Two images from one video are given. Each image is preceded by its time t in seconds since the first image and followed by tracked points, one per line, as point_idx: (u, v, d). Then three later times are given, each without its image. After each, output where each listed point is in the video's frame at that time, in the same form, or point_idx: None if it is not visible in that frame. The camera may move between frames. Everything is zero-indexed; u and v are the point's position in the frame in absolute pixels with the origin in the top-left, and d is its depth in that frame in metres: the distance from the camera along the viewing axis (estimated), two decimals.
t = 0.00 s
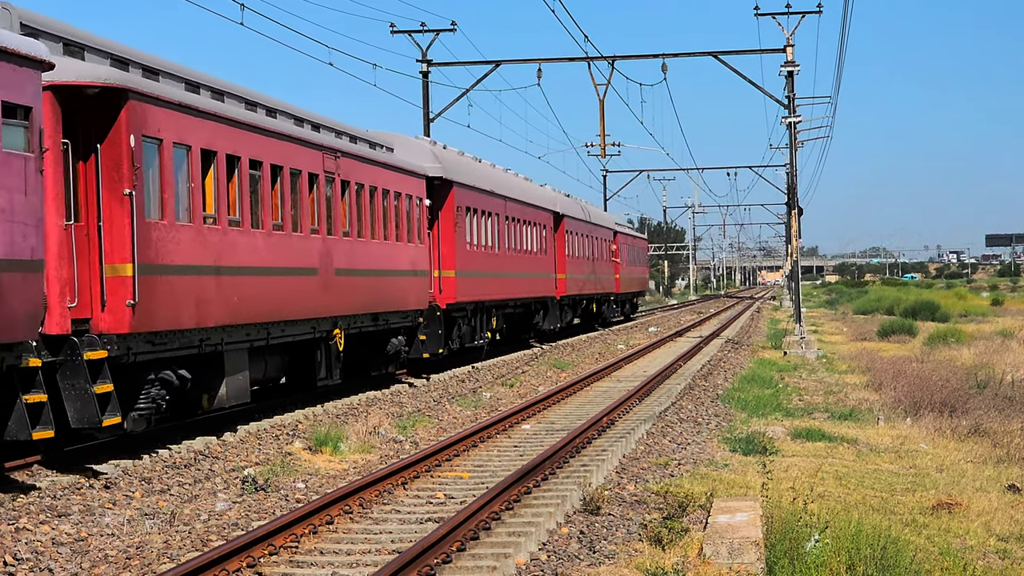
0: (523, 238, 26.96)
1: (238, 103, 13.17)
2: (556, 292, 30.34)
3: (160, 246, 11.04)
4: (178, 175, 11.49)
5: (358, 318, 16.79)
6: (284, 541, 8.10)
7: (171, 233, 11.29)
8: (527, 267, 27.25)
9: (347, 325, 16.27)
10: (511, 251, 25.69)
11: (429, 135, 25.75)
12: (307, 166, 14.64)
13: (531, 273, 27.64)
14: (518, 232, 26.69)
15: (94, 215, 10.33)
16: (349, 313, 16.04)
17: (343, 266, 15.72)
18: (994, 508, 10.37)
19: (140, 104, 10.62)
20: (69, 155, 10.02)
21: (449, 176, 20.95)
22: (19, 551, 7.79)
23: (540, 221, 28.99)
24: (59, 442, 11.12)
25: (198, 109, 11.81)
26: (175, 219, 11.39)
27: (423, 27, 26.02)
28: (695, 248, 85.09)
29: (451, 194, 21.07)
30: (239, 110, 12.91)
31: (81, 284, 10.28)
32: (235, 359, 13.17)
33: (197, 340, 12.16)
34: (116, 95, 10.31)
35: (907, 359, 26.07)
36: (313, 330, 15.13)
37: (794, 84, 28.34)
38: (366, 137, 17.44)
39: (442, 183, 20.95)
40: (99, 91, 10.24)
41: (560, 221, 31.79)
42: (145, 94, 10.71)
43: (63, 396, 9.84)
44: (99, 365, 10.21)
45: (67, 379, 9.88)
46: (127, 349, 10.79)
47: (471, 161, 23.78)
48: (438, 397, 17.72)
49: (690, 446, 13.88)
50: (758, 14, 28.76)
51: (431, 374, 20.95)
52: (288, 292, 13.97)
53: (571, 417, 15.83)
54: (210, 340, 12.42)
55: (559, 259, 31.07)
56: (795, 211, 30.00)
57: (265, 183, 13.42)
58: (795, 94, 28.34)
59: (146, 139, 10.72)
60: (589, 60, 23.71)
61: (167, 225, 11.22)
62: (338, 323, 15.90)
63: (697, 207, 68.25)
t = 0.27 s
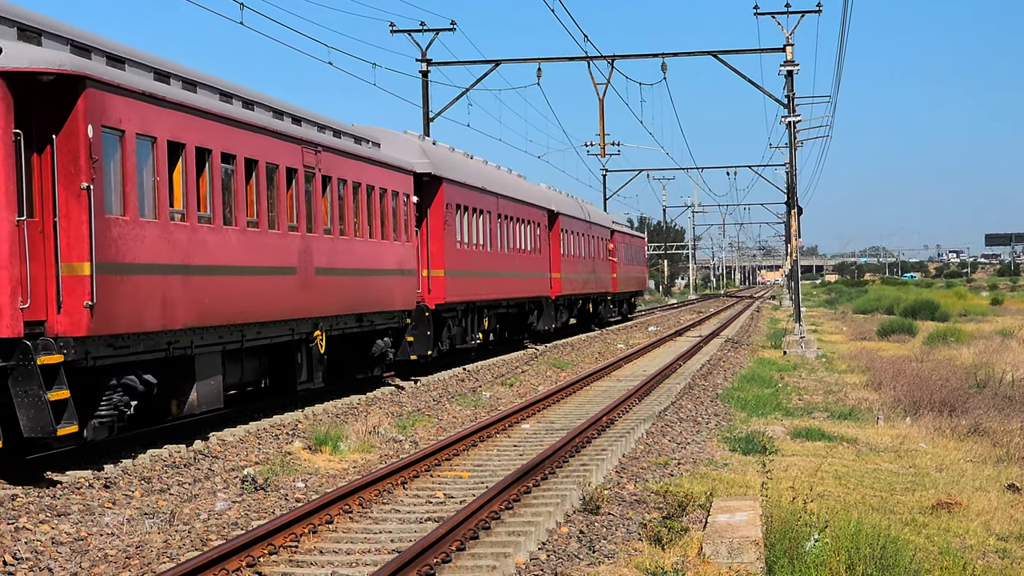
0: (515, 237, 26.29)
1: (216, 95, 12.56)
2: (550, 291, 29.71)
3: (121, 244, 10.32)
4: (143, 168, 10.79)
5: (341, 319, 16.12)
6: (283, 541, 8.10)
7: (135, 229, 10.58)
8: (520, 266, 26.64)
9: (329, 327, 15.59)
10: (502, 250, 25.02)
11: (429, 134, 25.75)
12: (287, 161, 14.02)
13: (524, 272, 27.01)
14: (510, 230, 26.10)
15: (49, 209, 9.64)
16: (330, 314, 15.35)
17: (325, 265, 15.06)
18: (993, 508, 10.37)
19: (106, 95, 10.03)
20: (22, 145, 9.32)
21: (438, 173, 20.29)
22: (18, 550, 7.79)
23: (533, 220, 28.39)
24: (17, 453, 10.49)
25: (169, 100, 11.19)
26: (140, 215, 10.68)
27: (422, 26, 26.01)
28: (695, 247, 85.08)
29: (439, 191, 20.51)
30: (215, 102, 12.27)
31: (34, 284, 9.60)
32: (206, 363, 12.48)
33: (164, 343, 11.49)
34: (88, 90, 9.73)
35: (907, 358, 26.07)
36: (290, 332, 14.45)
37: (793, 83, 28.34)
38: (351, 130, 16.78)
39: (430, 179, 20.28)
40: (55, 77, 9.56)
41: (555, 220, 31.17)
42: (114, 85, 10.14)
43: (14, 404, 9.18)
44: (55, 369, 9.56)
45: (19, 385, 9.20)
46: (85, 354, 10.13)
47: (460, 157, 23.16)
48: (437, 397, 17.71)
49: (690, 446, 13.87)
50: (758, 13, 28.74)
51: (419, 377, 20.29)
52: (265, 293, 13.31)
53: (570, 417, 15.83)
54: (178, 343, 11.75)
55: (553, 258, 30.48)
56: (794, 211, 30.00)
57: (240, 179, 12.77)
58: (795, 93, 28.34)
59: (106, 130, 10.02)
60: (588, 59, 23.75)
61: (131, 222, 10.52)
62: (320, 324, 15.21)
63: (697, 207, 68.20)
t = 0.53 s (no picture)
0: (507, 235, 25.57)
1: (202, 91, 12.17)
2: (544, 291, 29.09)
3: (78, 241, 9.59)
4: (104, 161, 10.08)
5: (323, 320, 15.40)
6: (283, 540, 8.10)
7: (93, 225, 9.85)
8: (511, 265, 25.87)
9: (309, 328, 14.89)
10: (493, 248, 24.27)
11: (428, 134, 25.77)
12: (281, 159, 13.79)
13: (516, 271, 26.27)
14: (502, 228, 25.31)
15: None
16: (311, 316, 14.65)
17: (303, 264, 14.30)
18: (993, 507, 10.37)
19: (83, 89, 9.64)
20: None
21: (426, 167, 19.48)
22: (18, 550, 7.79)
23: (526, 218, 27.61)
24: None
25: (151, 95, 10.80)
26: (99, 210, 9.95)
27: (422, 26, 25.99)
28: (694, 247, 85.07)
29: (429, 187, 19.67)
30: (201, 99, 11.90)
31: None
32: (173, 366, 11.78)
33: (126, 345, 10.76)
34: (66, 85, 9.36)
35: (906, 357, 26.09)
36: (266, 333, 13.74)
37: (792, 82, 28.35)
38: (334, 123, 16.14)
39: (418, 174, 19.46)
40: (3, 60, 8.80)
41: (549, 218, 30.50)
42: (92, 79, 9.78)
43: None
44: (4, 374, 8.87)
45: None
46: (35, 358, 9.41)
47: (450, 153, 22.36)
48: (436, 396, 17.71)
49: (689, 445, 13.87)
50: (757, 13, 28.74)
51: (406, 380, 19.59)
52: (237, 292, 12.59)
53: (570, 416, 15.84)
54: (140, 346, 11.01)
55: (547, 257, 29.86)
56: (794, 210, 30.02)
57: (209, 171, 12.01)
58: (794, 92, 28.34)
59: (59, 118, 9.30)
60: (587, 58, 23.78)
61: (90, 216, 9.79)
62: (299, 325, 14.51)
63: (696, 206, 68.22)
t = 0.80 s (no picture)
0: (498, 233, 24.81)
1: (202, 90, 12.21)
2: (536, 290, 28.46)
3: (26, 237, 9.06)
4: (53, 151, 9.50)
5: (301, 322, 14.71)
6: (281, 539, 8.09)
7: (44, 220, 9.31)
8: (502, 264, 25.13)
9: (285, 329, 14.19)
10: (483, 247, 23.52)
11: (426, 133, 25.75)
12: (279, 158, 13.82)
13: (507, 270, 25.54)
14: (493, 226, 24.50)
15: None
16: (288, 317, 13.99)
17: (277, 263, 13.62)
18: (992, 506, 10.37)
19: (72, 85, 9.65)
20: None
21: (412, 162, 18.75)
22: (17, 549, 7.78)
23: (518, 215, 26.86)
24: None
25: (146, 93, 10.81)
26: (52, 206, 9.43)
27: (420, 25, 25.96)
28: (693, 246, 85.04)
29: (416, 182, 18.92)
30: (199, 98, 11.93)
31: None
32: (138, 371, 11.15)
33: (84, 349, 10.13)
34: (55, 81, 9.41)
35: (905, 356, 26.10)
36: (241, 336, 13.07)
37: (791, 81, 28.34)
38: (317, 116, 15.60)
39: (403, 169, 18.70)
40: None
41: (543, 216, 29.84)
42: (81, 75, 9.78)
43: None
44: None
45: None
46: None
47: (438, 148, 21.58)
48: (435, 395, 17.69)
49: (688, 444, 13.86)
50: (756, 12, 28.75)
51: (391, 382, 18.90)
52: (206, 292, 11.92)
53: (569, 415, 15.83)
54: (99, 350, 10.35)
55: (540, 256, 29.24)
56: (793, 209, 30.03)
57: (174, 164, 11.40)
58: (793, 91, 28.33)
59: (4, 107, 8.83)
60: (586, 57, 23.77)
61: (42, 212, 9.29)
62: (275, 327, 13.85)
63: (695, 205, 68.18)
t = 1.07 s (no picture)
0: (490, 232, 24.12)
1: (206, 91, 12.21)
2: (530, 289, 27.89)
3: None
4: None
5: (280, 323, 13.98)
6: (280, 538, 8.09)
7: None
8: (495, 263, 24.44)
9: (261, 331, 13.44)
10: (474, 245, 22.83)
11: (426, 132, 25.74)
12: (283, 158, 13.84)
13: (499, 270, 24.81)
14: (485, 224, 23.79)
15: None
16: (264, 318, 13.22)
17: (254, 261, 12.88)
18: (990, 505, 10.37)
19: (77, 86, 9.69)
20: None
21: (399, 157, 18.04)
22: (15, 549, 7.77)
23: (511, 213, 26.17)
24: None
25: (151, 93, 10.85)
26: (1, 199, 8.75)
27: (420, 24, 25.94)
28: (692, 245, 85.03)
29: (401, 179, 18.16)
30: (200, 96, 11.90)
31: None
32: (97, 376, 10.47)
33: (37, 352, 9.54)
34: (55, 81, 9.39)
35: (904, 355, 26.10)
36: (212, 338, 12.32)
37: (790, 81, 28.33)
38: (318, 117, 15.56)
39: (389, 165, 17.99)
40: None
41: (536, 213, 29.25)
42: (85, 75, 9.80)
43: None
44: None
45: None
46: None
47: (428, 144, 20.86)
48: (434, 395, 17.68)
49: (686, 443, 13.86)
50: (754, 11, 28.79)
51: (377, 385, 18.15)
52: (174, 292, 11.19)
53: (568, 414, 15.82)
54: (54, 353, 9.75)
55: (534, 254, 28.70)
56: (792, 208, 30.03)
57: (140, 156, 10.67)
58: (792, 90, 28.32)
59: None
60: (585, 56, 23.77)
61: None
62: (251, 328, 13.08)
63: (693, 204, 68.13)
